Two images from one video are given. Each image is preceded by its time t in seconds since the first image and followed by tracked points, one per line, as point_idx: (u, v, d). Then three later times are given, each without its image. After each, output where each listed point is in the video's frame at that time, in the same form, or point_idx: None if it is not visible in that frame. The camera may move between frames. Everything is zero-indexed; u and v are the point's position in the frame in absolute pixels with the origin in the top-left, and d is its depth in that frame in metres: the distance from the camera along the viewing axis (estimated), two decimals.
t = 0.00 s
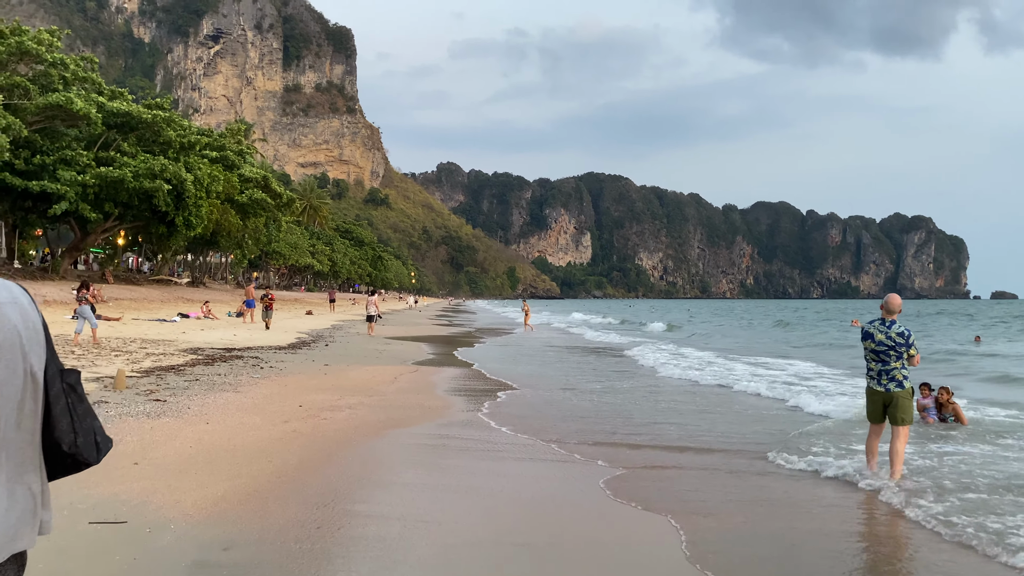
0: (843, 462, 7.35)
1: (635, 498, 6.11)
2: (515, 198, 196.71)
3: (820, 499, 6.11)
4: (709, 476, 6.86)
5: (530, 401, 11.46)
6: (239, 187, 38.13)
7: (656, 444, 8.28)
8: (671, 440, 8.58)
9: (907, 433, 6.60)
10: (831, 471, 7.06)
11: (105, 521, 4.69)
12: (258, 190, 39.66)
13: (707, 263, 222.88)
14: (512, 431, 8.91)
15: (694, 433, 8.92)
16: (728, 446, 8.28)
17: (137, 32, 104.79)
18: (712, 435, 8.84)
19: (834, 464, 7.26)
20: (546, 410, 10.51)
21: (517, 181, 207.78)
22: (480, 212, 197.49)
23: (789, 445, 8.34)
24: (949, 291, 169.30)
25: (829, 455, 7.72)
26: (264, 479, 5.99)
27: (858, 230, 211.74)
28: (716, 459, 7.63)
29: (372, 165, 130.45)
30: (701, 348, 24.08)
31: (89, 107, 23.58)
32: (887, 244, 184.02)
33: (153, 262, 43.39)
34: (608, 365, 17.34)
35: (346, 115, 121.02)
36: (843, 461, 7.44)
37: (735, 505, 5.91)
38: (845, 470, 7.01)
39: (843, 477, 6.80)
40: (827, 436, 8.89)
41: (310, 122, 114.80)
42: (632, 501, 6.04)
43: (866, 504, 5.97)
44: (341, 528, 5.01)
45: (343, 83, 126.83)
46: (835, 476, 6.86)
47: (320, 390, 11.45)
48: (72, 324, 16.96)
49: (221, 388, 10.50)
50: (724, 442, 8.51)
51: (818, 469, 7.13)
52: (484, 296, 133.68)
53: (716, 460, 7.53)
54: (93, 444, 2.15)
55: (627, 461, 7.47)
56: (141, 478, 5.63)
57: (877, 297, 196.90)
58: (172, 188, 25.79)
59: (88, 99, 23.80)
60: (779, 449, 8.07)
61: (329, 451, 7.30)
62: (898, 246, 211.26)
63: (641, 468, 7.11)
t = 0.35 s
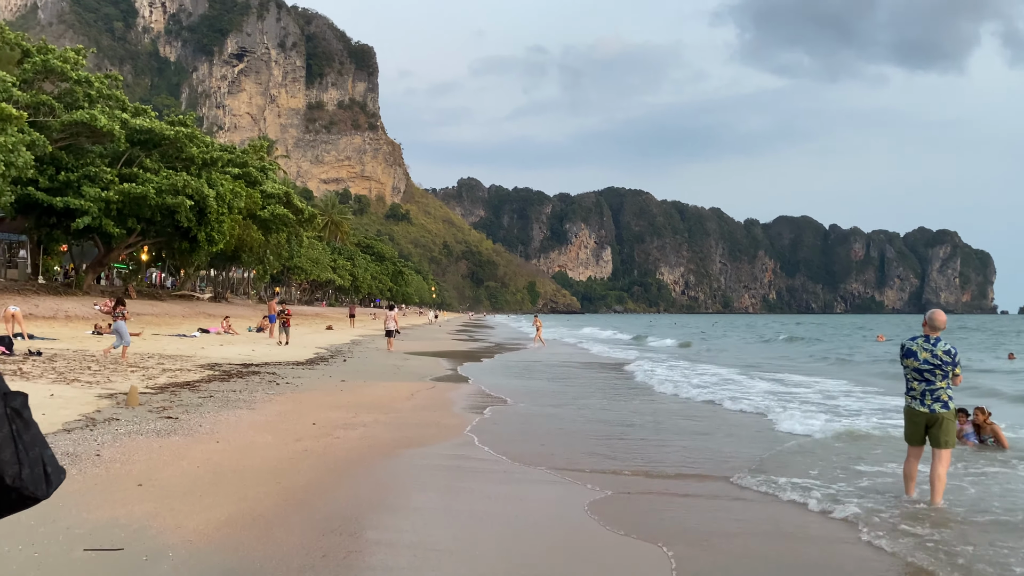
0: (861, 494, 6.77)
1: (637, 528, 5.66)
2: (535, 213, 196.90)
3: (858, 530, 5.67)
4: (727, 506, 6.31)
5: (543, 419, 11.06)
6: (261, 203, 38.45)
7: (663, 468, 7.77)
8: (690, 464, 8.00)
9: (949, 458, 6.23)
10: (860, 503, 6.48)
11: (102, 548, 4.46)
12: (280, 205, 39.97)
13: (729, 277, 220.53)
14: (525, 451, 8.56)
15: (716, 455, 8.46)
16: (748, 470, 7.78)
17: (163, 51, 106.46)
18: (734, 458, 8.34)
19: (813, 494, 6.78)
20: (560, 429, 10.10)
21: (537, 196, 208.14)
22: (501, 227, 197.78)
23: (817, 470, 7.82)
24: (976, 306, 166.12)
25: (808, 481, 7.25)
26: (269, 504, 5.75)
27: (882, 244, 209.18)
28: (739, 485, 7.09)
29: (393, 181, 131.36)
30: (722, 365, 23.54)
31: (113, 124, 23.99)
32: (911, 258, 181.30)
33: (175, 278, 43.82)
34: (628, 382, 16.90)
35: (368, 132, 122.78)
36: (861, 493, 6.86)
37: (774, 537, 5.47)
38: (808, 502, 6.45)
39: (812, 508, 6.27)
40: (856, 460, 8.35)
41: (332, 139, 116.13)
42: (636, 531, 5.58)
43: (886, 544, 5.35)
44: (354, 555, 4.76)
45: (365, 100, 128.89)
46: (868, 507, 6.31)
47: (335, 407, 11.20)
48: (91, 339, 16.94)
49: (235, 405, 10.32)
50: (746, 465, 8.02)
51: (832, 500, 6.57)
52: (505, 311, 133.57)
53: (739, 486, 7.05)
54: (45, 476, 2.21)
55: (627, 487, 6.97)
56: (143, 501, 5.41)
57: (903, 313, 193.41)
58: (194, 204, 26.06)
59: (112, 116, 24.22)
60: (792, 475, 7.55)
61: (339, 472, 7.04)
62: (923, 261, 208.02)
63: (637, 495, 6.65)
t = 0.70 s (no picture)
0: (883, 520, 6.26)
1: (646, 557, 5.22)
2: (556, 226, 196.85)
3: (899, 558, 5.26)
4: (743, 533, 5.85)
5: (561, 434, 10.71)
6: (282, 216, 38.72)
7: (668, 488, 7.33)
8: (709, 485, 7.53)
9: (999, 480, 5.83)
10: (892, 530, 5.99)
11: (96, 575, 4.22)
12: (302, 219, 40.26)
13: (752, 290, 217.94)
14: (540, 468, 8.19)
15: (741, 475, 8.02)
16: (776, 492, 7.36)
17: (187, 67, 109.25)
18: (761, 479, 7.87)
19: (813, 518, 6.32)
20: (581, 445, 9.70)
21: (557, 209, 208.12)
22: (521, 240, 197.93)
23: (846, 492, 7.34)
24: (1005, 319, 162.34)
25: (828, 503, 6.83)
26: (276, 525, 5.49)
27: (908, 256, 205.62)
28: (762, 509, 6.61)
29: (414, 194, 131.93)
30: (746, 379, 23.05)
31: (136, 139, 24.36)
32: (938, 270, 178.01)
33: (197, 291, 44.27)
34: (650, 396, 16.48)
35: (389, 145, 123.98)
36: (888, 519, 6.34)
37: (807, 567, 5.08)
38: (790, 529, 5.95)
39: (787, 536, 5.77)
40: (891, 484, 7.84)
41: (354, 153, 117.23)
42: (645, 560, 5.16)
43: None
44: None
45: (386, 114, 130.24)
46: (904, 536, 5.82)
47: (350, 421, 10.95)
48: (111, 352, 17.03)
49: (250, 419, 10.15)
50: (772, 486, 7.59)
51: (849, 526, 6.07)
52: (525, 323, 133.34)
53: (765, 509, 6.61)
54: None
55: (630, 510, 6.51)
56: (146, 520, 5.19)
57: (930, 325, 189.54)
58: (216, 218, 26.22)
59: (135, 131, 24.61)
60: (803, 498, 7.09)
61: (350, 490, 6.79)
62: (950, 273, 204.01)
63: (654, 517, 6.25)
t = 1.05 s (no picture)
0: (896, 548, 5.94)
1: None
2: (578, 239, 196.37)
3: None
4: (759, 562, 5.50)
5: (579, 452, 10.33)
6: (305, 230, 38.90)
7: (653, 508, 7.07)
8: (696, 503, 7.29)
9: None
10: (901, 558, 5.70)
11: None
12: (324, 232, 40.46)
13: (775, 303, 215.18)
14: (551, 486, 7.92)
15: (770, 498, 7.66)
16: (808, 516, 6.99)
17: (213, 83, 110.81)
18: (780, 503, 7.50)
19: (832, 547, 5.98)
20: (599, 464, 9.34)
21: (578, 221, 207.70)
22: (542, 252, 197.79)
23: (864, 518, 6.99)
24: None
25: (864, 530, 6.46)
26: (286, 548, 5.27)
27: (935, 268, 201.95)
28: (768, 535, 6.30)
29: (436, 208, 132.41)
30: (776, 394, 22.37)
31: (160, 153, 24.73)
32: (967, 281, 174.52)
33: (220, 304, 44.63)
34: (674, 413, 16.06)
35: (411, 159, 124.80)
36: (899, 546, 6.05)
37: None
38: (757, 557, 5.65)
39: (752, 563, 5.48)
40: (928, 509, 7.44)
41: (376, 167, 118.28)
42: None
43: None
44: None
45: (409, 128, 131.47)
46: (918, 569, 5.47)
47: (367, 437, 10.73)
48: (131, 366, 17.07)
49: (264, 435, 9.96)
50: (804, 510, 7.21)
51: (854, 555, 5.78)
52: (546, 336, 132.59)
53: (796, 535, 6.25)
54: None
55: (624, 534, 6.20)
56: (152, 543, 4.99)
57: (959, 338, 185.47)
58: (239, 231, 26.34)
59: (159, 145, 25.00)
60: (808, 521, 6.78)
61: (364, 511, 6.54)
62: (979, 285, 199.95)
63: (679, 543, 5.92)
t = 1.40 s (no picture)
0: None
1: None
2: (599, 252, 195.81)
3: None
4: None
5: (595, 470, 9.99)
6: (327, 244, 39.06)
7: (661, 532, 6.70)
8: (670, 522, 7.15)
9: None
10: None
11: None
12: (346, 246, 40.59)
13: (800, 316, 212.20)
14: (564, 506, 7.60)
15: (800, 525, 7.20)
16: (844, 546, 6.48)
17: (237, 100, 112.54)
18: (794, 526, 7.17)
19: None
20: (609, 482, 9.04)
21: (600, 235, 207.23)
22: (564, 266, 197.51)
23: (888, 545, 6.61)
24: None
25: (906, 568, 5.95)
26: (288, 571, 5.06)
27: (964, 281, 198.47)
28: (768, 561, 5.97)
29: (458, 222, 132.75)
30: (804, 410, 21.75)
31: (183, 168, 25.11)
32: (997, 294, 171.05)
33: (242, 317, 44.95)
34: (698, 429, 15.60)
35: (433, 174, 125.64)
36: None
37: None
38: None
39: None
40: (970, 537, 6.95)
41: (398, 181, 119.44)
42: None
43: None
44: None
45: (431, 143, 132.58)
46: None
47: (381, 453, 10.51)
48: (150, 379, 17.06)
49: (278, 451, 9.77)
50: (837, 538, 6.76)
51: None
52: (568, 350, 131.94)
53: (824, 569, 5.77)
54: None
55: (611, 555, 5.97)
56: (146, 566, 4.78)
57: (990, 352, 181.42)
58: (261, 245, 26.49)
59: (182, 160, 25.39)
60: (842, 552, 6.29)
61: (374, 532, 6.25)
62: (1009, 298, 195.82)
63: None
